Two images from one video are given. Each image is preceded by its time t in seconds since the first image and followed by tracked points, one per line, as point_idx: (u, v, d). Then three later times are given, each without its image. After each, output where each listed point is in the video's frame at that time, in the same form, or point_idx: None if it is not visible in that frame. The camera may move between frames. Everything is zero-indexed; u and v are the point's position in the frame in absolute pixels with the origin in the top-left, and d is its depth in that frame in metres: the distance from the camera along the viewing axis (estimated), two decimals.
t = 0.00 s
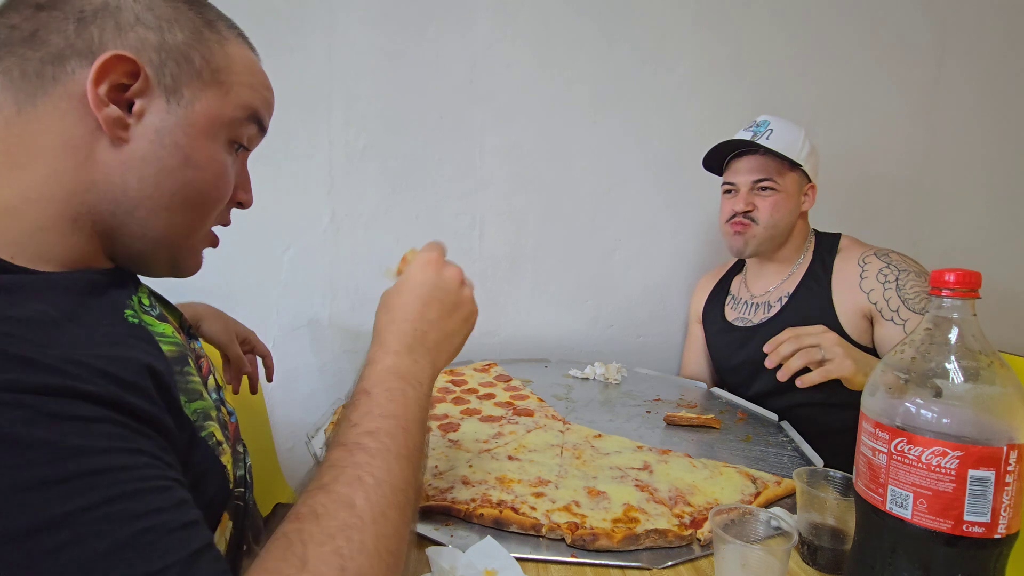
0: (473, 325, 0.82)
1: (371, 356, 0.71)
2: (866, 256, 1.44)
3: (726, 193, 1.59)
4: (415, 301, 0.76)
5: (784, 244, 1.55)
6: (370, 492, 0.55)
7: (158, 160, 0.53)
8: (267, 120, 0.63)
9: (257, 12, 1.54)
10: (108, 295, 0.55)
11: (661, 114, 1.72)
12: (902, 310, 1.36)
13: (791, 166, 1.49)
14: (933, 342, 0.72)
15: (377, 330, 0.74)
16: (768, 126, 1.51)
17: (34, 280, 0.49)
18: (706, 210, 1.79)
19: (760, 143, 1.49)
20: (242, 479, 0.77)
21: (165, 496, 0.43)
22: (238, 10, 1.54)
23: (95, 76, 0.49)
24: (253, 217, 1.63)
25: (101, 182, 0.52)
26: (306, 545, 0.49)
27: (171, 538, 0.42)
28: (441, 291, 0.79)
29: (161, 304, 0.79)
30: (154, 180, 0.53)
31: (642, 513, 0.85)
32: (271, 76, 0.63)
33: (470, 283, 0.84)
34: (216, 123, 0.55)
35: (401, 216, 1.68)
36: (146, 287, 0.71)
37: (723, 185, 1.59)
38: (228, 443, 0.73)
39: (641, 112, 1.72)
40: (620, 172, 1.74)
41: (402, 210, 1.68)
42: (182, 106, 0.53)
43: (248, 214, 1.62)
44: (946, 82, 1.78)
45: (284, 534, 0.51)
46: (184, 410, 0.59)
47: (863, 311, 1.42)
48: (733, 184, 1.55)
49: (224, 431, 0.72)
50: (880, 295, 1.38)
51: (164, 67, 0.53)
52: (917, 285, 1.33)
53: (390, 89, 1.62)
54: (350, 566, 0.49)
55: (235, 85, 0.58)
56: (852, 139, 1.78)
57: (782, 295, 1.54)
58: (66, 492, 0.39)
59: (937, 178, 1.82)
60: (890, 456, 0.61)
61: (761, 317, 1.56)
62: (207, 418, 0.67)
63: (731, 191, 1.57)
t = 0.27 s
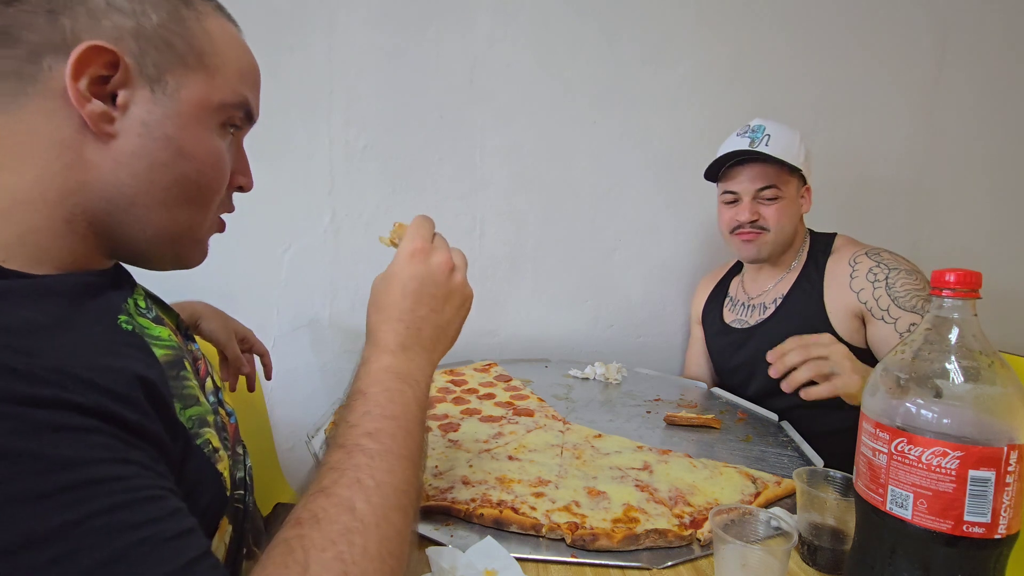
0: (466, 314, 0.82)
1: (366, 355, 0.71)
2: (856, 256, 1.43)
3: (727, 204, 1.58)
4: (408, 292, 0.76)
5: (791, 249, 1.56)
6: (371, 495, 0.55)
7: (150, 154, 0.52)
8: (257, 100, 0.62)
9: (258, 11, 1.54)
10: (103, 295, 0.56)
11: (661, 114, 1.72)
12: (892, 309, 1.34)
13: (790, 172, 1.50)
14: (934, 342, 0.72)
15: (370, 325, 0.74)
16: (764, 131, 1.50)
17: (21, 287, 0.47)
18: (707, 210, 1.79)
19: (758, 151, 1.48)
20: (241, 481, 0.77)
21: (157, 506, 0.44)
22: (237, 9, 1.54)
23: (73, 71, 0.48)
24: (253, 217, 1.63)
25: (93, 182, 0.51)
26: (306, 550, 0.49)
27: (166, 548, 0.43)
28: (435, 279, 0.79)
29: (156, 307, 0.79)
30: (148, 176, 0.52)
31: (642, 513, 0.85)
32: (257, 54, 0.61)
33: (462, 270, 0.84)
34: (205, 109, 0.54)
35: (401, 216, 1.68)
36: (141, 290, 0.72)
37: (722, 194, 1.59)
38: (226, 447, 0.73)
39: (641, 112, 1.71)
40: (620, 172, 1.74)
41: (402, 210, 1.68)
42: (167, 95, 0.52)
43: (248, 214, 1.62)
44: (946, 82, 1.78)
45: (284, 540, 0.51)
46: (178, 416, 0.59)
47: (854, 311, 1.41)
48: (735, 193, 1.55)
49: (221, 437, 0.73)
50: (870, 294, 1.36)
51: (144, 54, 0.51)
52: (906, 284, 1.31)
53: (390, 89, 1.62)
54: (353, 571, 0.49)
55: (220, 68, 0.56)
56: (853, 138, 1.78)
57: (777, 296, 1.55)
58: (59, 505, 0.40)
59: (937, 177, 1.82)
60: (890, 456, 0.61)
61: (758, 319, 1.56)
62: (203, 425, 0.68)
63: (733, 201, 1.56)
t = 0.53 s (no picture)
0: (453, 304, 0.81)
1: (360, 358, 0.72)
2: (859, 259, 1.43)
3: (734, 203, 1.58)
4: (395, 291, 0.76)
5: (796, 249, 1.56)
6: (364, 495, 0.55)
7: (124, 131, 0.55)
8: (233, 77, 0.64)
9: (258, 11, 1.54)
10: (98, 296, 0.61)
11: (661, 114, 1.72)
12: (891, 312, 1.34)
13: (799, 172, 1.50)
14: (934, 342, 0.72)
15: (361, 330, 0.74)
16: (772, 129, 1.50)
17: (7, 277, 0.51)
18: (706, 210, 1.79)
19: (767, 150, 1.48)
20: (238, 483, 0.77)
21: (151, 510, 0.45)
22: (237, 9, 1.53)
23: (33, 50, 0.51)
24: (253, 216, 1.63)
25: (74, 166, 0.54)
26: (303, 552, 0.49)
27: (160, 551, 0.44)
28: (414, 273, 0.79)
29: (151, 307, 0.80)
30: (126, 155, 0.55)
31: (642, 513, 0.85)
32: (229, 35, 0.64)
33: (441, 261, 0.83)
34: (176, 84, 0.57)
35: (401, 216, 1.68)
36: (137, 292, 0.76)
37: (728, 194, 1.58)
38: (223, 449, 0.73)
39: (640, 112, 1.72)
40: (620, 172, 1.74)
41: (402, 210, 1.68)
42: (134, 70, 0.55)
43: (248, 214, 1.62)
44: (946, 82, 1.78)
45: (279, 542, 0.51)
46: (172, 420, 0.61)
47: (855, 314, 1.41)
48: (742, 192, 1.54)
49: (218, 439, 0.73)
50: (870, 297, 1.36)
51: (106, 30, 0.54)
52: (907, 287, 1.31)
53: (391, 89, 1.62)
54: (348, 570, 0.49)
55: (190, 42, 0.59)
56: (853, 138, 1.78)
57: (780, 297, 1.54)
58: (52, 508, 0.41)
59: (937, 177, 1.82)
60: (890, 456, 0.61)
61: (759, 319, 1.56)
62: (199, 427, 0.67)
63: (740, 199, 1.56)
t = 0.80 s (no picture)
0: (448, 305, 0.80)
1: (357, 356, 0.72)
2: (868, 256, 1.42)
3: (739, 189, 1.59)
4: (389, 291, 0.76)
5: (801, 239, 1.56)
6: (361, 495, 0.55)
7: (115, 123, 0.55)
8: (223, 66, 0.64)
9: (258, 12, 1.54)
10: (94, 296, 0.62)
11: (661, 114, 1.72)
12: (888, 307, 1.32)
13: (805, 160, 1.50)
14: (934, 341, 0.72)
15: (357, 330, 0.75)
16: (778, 120, 1.51)
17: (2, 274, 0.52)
18: (707, 210, 1.79)
19: (774, 138, 1.48)
20: (237, 484, 0.78)
21: (149, 510, 0.45)
22: (237, 9, 1.53)
23: (19, 45, 0.51)
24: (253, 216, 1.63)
25: (67, 161, 0.55)
26: (300, 552, 0.49)
27: (158, 551, 0.44)
28: (407, 272, 0.78)
29: (148, 308, 0.80)
30: (118, 148, 0.56)
31: (641, 513, 0.85)
32: (219, 26, 0.65)
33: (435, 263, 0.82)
34: (166, 74, 0.57)
35: (401, 215, 1.68)
36: (134, 293, 0.76)
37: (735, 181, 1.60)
38: (220, 451, 0.73)
39: (641, 112, 1.71)
40: (620, 172, 1.74)
41: (402, 210, 1.68)
42: (122, 62, 0.55)
43: (248, 214, 1.62)
44: (946, 81, 1.78)
45: (277, 542, 0.51)
46: (169, 421, 0.61)
47: (856, 311, 1.40)
48: (746, 180, 1.56)
49: (216, 441, 0.73)
50: (870, 293, 1.36)
51: (91, 22, 0.54)
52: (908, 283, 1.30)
53: (391, 89, 1.62)
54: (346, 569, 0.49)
55: (176, 32, 0.59)
56: (853, 138, 1.78)
57: (786, 292, 1.55)
58: (49, 510, 0.41)
59: (936, 177, 1.82)
60: (890, 456, 0.61)
61: (766, 313, 1.56)
62: (196, 429, 0.68)
63: (745, 187, 1.57)
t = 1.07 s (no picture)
0: (444, 304, 0.80)
1: (356, 357, 0.72)
2: (873, 254, 1.42)
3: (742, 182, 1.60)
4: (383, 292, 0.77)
5: (803, 234, 1.55)
6: (360, 495, 0.55)
7: (114, 123, 0.55)
8: (223, 67, 0.65)
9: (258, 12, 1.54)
10: (93, 298, 0.62)
11: (661, 114, 1.72)
12: (890, 307, 1.32)
13: (807, 154, 1.50)
14: (934, 341, 0.72)
15: (356, 332, 0.75)
16: (784, 114, 1.52)
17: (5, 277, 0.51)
18: (706, 210, 1.79)
19: (775, 131, 1.50)
20: (238, 484, 0.78)
21: (148, 512, 0.45)
22: (237, 9, 1.53)
23: (19, 46, 0.51)
24: (253, 216, 1.62)
25: (65, 161, 0.55)
26: (299, 553, 0.49)
27: (157, 552, 0.44)
28: (400, 273, 0.79)
29: (148, 309, 0.80)
30: (117, 148, 0.56)
31: (642, 513, 0.85)
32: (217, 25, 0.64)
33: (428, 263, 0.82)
34: (165, 74, 0.58)
35: (401, 215, 1.68)
36: (133, 294, 0.76)
37: (739, 175, 1.60)
38: (220, 451, 0.73)
39: (641, 112, 1.71)
40: (620, 172, 1.74)
41: (402, 210, 1.68)
42: (121, 63, 0.55)
43: (248, 214, 1.62)
44: (946, 81, 1.78)
45: (277, 543, 0.51)
46: (167, 422, 0.61)
47: (858, 310, 1.40)
48: (748, 173, 1.57)
49: (215, 441, 0.73)
50: (873, 292, 1.36)
51: (91, 22, 0.54)
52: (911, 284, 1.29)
53: (391, 89, 1.62)
54: (344, 570, 0.49)
55: (175, 33, 0.59)
56: (853, 137, 1.78)
57: (791, 290, 1.54)
58: (48, 511, 0.41)
59: (936, 177, 1.82)
60: (890, 456, 0.61)
61: (770, 309, 1.56)
62: (196, 430, 0.67)
63: (747, 179, 1.58)
